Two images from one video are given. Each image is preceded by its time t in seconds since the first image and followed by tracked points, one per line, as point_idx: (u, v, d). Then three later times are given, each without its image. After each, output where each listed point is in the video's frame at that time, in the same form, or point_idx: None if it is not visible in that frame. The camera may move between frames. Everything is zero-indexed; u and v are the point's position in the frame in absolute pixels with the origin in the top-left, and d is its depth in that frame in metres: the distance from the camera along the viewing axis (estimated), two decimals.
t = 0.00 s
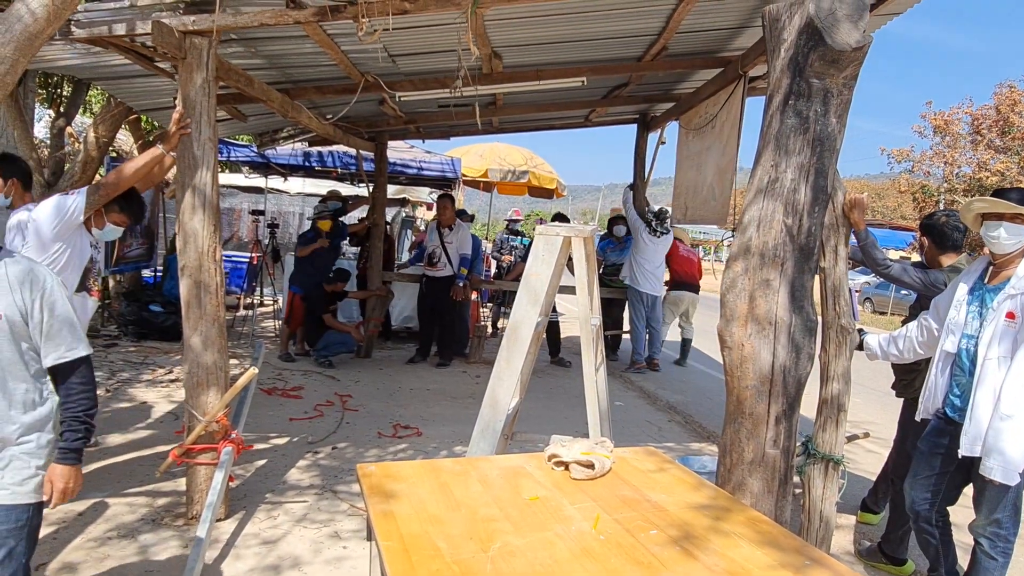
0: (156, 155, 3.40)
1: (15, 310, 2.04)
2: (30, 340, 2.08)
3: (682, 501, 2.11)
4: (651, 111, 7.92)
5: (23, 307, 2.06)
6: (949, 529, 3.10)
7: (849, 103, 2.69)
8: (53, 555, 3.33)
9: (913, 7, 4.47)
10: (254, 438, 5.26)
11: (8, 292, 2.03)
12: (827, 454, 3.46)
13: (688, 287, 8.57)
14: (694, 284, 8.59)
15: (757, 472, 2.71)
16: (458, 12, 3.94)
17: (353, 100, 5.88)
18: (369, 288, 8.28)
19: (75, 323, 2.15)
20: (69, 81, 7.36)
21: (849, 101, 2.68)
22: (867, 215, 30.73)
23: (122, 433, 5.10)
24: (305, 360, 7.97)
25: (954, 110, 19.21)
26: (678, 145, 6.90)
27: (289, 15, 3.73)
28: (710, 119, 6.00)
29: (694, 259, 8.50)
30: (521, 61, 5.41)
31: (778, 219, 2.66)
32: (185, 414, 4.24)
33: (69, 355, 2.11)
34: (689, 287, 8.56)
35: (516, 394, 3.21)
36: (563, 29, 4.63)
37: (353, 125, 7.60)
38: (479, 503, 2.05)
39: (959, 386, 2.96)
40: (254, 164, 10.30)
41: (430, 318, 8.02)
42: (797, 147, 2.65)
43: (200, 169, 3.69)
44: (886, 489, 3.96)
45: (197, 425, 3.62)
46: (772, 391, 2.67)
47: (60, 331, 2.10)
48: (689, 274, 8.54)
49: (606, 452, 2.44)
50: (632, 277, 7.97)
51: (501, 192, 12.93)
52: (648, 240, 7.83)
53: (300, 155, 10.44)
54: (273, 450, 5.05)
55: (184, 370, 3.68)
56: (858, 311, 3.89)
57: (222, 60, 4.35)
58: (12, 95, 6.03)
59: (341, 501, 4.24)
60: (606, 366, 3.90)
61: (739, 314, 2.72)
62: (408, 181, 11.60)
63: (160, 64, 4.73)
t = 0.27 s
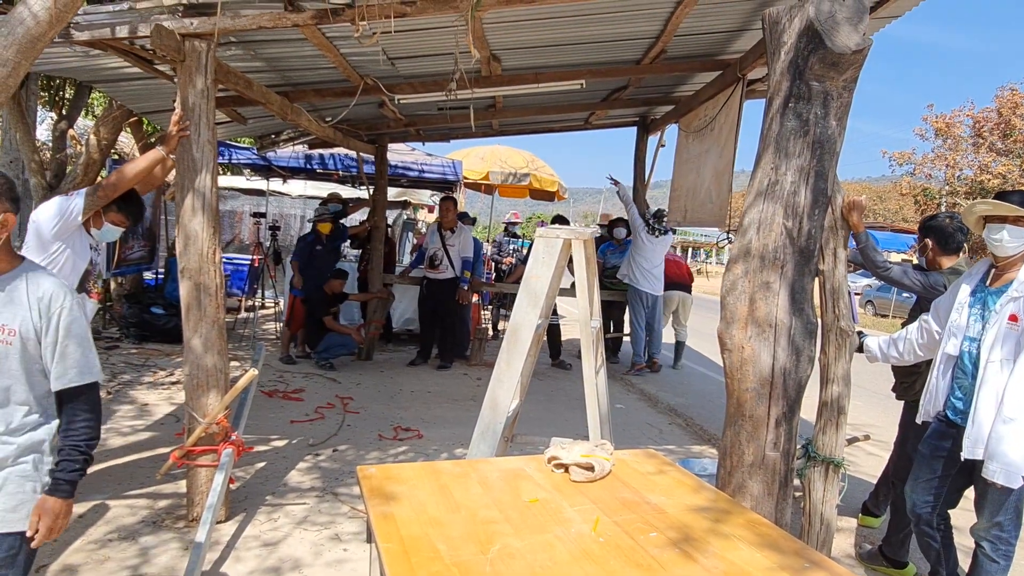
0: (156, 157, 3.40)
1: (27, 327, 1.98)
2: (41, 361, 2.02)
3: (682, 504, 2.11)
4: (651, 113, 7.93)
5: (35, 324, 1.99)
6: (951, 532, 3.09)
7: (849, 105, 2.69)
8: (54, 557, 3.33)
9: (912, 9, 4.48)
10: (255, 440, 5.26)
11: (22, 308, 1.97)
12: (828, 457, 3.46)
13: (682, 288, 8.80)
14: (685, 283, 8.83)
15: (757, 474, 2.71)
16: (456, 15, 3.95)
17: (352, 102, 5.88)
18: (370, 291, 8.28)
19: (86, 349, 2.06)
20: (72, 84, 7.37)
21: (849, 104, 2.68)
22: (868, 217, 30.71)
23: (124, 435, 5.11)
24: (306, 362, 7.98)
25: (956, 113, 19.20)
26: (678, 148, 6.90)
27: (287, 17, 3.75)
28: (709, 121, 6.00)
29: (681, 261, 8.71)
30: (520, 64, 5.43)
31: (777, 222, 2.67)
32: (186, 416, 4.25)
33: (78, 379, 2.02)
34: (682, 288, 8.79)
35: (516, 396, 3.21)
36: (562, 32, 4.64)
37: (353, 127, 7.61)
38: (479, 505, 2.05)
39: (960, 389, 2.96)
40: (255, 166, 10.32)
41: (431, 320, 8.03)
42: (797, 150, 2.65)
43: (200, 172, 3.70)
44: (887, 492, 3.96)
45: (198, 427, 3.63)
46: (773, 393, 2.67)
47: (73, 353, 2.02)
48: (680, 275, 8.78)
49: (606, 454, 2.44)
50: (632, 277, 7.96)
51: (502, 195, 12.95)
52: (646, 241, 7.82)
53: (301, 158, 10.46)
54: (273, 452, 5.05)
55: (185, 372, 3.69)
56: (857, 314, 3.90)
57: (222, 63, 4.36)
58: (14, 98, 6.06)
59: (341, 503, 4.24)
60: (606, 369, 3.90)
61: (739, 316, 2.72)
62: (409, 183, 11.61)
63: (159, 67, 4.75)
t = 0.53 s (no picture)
0: (160, 160, 3.42)
1: (39, 336, 1.92)
2: (52, 373, 1.96)
3: (684, 506, 2.11)
4: (654, 117, 7.94)
5: (46, 332, 1.93)
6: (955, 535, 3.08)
7: (852, 109, 2.69)
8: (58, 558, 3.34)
9: (915, 12, 4.48)
10: (258, 442, 5.27)
11: (34, 317, 1.91)
12: (831, 460, 3.46)
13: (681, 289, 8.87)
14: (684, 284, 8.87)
15: (760, 477, 2.71)
16: (458, 18, 3.96)
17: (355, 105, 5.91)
18: (373, 293, 8.29)
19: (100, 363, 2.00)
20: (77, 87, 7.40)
21: (852, 107, 2.68)
22: (872, 221, 30.67)
23: (127, 437, 5.12)
24: (309, 365, 8.00)
25: (960, 116, 19.18)
26: (680, 151, 6.90)
27: (290, 21, 3.76)
28: (711, 125, 5.99)
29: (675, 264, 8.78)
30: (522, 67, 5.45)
31: (780, 225, 2.67)
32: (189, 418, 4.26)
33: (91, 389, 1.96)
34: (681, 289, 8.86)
35: (519, 399, 3.21)
36: (564, 35, 4.64)
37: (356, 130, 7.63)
38: (481, 508, 2.05)
39: (964, 392, 2.95)
40: (259, 169, 10.35)
41: (434, 323, 8.04)
42: (800, 152, 2.65)
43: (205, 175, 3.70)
44: (890, 495, 3.95)
45: (201, 429, 3.64)
46: (776, 396, 2.67)
47: (88, 362, 1.97)
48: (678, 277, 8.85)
49: (609, 456, 2.44)
50: (633, 281, 7.97)
51: (506, 198, 12.96)
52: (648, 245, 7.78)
53: (305, 161, 10.50)
54: (276, 454, 5.06)
55: (188, 374, 3.70)
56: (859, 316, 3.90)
57: (225, 66, 4.38)
58: (20, 100, 6.07)
59: (344, 506, 4.25)
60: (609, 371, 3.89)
61: (743, 318, 2.72)
62: (412, 186, 11.64)
63: (163, 70, 4.77)
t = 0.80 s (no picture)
0: (167, 165, 3.45)
1: (28, 351, 1.88)
2: (41, 387, 1.93)
3: (688, 510, 2.11)
4: (658, 122, 7.96)
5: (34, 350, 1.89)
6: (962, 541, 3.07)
7: (856, 114, 2.70)
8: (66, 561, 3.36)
9: (919, 18, 4.49)
10: (264, 446, 5.29)
11: (21, 331, 1.88)
12: (836, 465, 3.46)
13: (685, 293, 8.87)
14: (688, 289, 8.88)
15: (765, 481, 2.71)
16: (464, 25, 3.99)
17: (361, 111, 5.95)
18: (379, 298, 8.32)
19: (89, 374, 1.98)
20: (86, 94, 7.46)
21: (857, 112, 2.69)
22: (878, 225, 30.58)
23: (135, 441, 5.15)
24: (315, 369, 8.03)
25: (966, 121, 19.14)
26: (685, 156, 6.92)
27: (297, 27, 3.80)
28: (716, 130, 6.01)
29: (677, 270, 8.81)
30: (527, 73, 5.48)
31: (785, 229, 2.68)
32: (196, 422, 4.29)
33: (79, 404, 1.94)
34: (685, 293, 8.85)
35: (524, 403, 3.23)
36: (568, 41, 4.67)
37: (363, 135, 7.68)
38: (486, 511, 2.06)
39: (969, 397, 2.95)
40: (266, 174, 10.41)
41: (440, 327, 8.05)
42: (805, 157, 2.66)
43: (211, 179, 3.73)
44: (896, 501, 3.94)
45: (208, 432, 3.66)
46: (780, 400, 2.67)
47: (76, 376, 1.95)
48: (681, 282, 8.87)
49: (613, 460, 2.45)
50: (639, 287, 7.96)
51: (511, 202, 12.98)
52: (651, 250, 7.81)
53: (311, 166, 10.56)
54: (282, 458, 5.08)
55: (196, 378, 3.73)
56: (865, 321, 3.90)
57: (233, 72, 4.43)
58: (30, 106, 6.12)
59: (350, 509, 4.26)
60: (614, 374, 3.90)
61: (747, 323, 2.72)
62: (417, 191, 11.68)
63: (171, 76, 4.81)
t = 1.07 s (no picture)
0: (175, 173, 3.48)
1: None
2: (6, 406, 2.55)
3: (693, 515, 2.12)
4: (662, 128, 7.98)
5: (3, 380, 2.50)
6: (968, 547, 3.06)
7: (860, 119, 2.71)
8: (72, 565, 3.38)
9: (922, 24, 4.49)
10: (270, 451, 5.31)
11: None
12: (842, 471, 3.45)
13: (689, 298, 8.86)
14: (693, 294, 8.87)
15: (769, 487, 2.71)
16: (469, 32, 4.01)
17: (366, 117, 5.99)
18: (384, 303, 8.34)
19: (40, 377, 2.62)
20: (94, 101, 7.52)
21: (860, 118, 2.70)
22: (884, 231, 30.50)
23: (141, 446, 5.18)
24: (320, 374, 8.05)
25: (971, 126, 19.10)
26: (688, 162, 6.93)
27: (303, 35, 3.83)
28: (719, 135, 6.01)
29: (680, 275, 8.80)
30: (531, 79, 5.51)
31: (789, 235, 2.69)
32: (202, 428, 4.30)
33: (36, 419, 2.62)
34: (690, 298, 8.84)
35: (529, 408, 3.24)
36: (571, 48, 4.69)
37: (368, 142, 7.72)
38: (491, 515, 2.07)
39: (973, 402, 2.94)
40: (272, 180, 10.47)
41: (444, 333, 8.07)
42: (808, 163, 2.67)
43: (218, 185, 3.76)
44: (902, 506, 3.92)
45: (214, 437, 3.68)
46: (785, 405, 2.67)
47: (31, 398, 2.59)
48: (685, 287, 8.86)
49: (618, 465, 2.45)
50: (643, 296, 7.96)
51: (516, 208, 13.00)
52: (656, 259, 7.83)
53: (317, 172, 10.61)
54: (287, 463, 5.10)
55: (202, 383, 3.75)
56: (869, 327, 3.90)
57: (239, 79, 4.47)
58: (39, 114, 6.18)
59: (355, 515, 4.27)
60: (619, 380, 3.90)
61: (751, 328, 2.73)
62: (422, 197, 11.72)
63: (178, 83, 4.86)
